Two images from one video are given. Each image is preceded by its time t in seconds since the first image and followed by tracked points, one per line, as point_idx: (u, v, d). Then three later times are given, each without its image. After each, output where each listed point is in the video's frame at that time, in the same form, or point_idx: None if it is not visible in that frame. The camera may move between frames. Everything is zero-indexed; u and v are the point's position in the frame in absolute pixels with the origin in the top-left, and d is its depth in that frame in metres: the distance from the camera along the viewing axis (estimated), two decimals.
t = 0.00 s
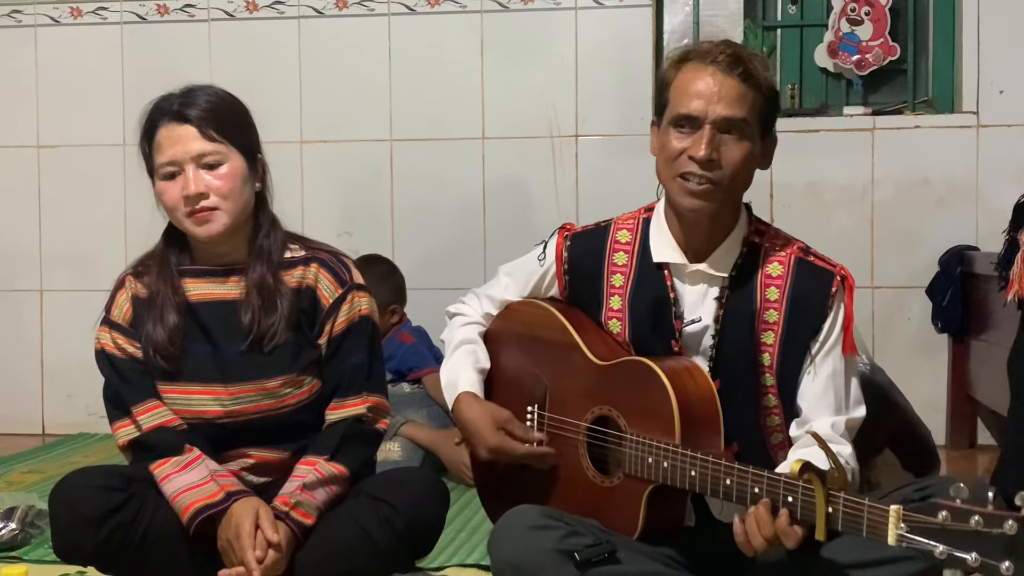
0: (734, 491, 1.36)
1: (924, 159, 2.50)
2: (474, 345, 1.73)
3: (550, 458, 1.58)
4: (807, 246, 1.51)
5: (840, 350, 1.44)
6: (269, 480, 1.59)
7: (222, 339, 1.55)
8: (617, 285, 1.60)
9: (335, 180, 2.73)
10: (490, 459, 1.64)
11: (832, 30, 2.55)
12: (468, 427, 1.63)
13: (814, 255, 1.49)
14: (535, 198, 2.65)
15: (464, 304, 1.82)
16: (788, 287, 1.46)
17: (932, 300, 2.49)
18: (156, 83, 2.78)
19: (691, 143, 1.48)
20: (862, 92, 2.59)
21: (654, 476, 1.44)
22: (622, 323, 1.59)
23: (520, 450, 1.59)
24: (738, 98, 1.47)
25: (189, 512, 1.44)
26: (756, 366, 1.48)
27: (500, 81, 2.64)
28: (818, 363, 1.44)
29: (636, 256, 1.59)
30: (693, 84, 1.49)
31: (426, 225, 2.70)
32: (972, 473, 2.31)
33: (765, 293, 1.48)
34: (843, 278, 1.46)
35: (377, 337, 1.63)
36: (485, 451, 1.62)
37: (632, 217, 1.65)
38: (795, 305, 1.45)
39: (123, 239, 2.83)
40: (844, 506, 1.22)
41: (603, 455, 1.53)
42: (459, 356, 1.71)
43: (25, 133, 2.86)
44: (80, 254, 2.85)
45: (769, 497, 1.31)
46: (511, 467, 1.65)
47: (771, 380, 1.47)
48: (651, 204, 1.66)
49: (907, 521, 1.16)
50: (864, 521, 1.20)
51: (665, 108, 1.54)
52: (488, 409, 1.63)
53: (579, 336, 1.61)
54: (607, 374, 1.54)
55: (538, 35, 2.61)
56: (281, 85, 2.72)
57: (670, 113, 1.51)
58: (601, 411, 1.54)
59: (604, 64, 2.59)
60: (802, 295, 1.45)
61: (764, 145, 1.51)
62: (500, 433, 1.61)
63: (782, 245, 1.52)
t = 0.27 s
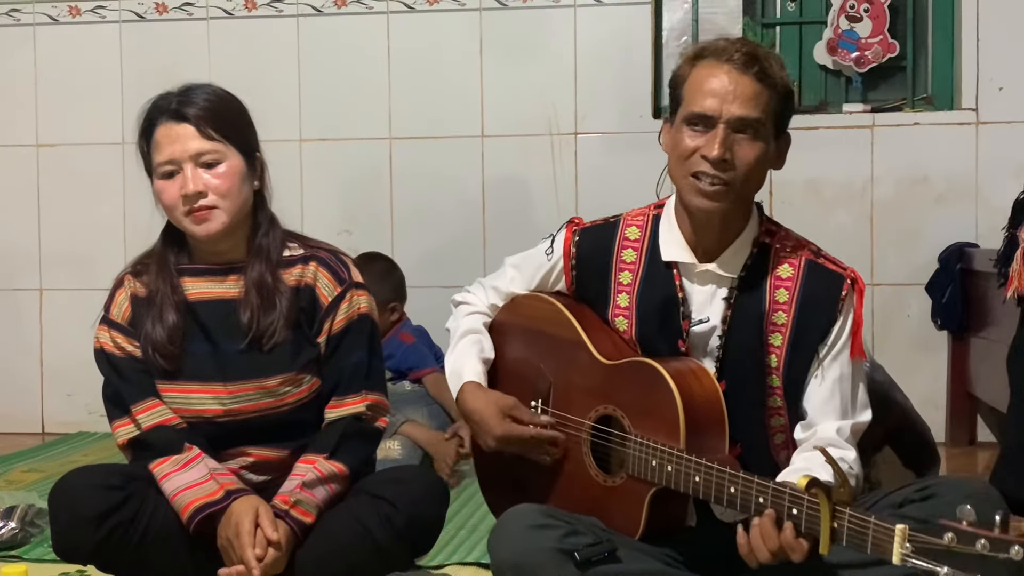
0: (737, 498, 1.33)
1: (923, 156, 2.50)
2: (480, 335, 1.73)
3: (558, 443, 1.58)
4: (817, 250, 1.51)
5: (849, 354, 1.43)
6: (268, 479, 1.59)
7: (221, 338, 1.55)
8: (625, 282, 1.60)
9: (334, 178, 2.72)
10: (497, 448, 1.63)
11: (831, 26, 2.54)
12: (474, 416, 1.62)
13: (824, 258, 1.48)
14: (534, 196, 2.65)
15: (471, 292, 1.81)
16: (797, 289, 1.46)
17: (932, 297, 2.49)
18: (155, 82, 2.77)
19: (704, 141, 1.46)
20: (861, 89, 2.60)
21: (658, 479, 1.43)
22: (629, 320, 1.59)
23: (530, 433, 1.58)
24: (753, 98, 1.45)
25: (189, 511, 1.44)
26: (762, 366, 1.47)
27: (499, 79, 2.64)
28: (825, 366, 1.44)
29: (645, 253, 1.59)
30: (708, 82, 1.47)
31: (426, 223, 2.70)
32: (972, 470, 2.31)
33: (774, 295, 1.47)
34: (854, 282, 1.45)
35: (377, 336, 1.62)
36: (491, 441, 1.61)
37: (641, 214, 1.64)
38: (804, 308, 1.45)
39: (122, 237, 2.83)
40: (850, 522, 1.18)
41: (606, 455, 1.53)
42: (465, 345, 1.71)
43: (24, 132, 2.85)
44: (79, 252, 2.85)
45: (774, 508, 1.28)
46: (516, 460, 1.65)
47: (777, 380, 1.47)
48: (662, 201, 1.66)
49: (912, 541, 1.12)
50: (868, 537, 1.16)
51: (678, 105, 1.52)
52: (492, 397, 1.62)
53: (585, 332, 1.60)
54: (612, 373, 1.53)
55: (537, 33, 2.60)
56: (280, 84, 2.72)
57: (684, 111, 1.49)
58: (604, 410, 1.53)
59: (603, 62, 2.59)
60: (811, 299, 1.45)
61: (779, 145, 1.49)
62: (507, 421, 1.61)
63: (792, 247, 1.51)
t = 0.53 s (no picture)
0: (741, 509, 1.32)
1: (922, 154, 2.50)
2: (482, 330, 1.73)
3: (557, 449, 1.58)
4: (827, 250, 1.50)
5: (855, 359, 1.43)
6: (267, 478, 1.59)
7: (220, 336, 1.55)
8: (632, 281, 1.59)
9: (333, 177, 2.72)
10: (497, 451, 1.63)
11: (831, 24, 2.53)
12: (474, 417, 1.63)
13: (834, 262, 1.47)
14: (533, 194, 2.65)
15: (473, 285, 1.81)
16: (807, 294, 1.45)
17: (931, 295, 2.49)
18: (154, 81, 2.77)
19: (720, 145, 1.43)
20: (860, 86, 2.60)
21: (661, 484, 1.42)
22: (633, 320, 1.58)
23: (527, 445, 1.58)
24: (771, 102, 1.41)
25: (189, 510, 1.44)
26: (768, 369, 1.46)
27: (498, 77, 2.64)
28: (831, 371, 1.43)
29: (653, 252, 1.58)
30: (725, 84, 1.43)
31: (425, 221, 2.70)
32: (971, 467, 2.31)
33: (783, 298, 1.46)
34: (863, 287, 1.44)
35: (376, 335, 1.62)
36: (490, 445, 1.61)
37: (650, 213, 1.64)
38: (813, 313, 1.44)
39: (122, 237, 2.83)
40: (854, 542, 1.16)
41: (608, 456, 1.52)
42: (465, 341, 1.71)
43: (23, 132, 2.85)
44: (78, 251, 2.85)
45: (778, 521, 1.27)
46: (516, 459, 1.65)
47: (782, 383, 1.46)
48: (671, 200, 1.65)
49: (917, 564, 1.08)
50: (873, 557, 1.13)
51: (694, 107, 1.49)
52: (493, 399, 1.63)
53: (590, 333, 1.60)
54: (617, 375, 1.53)
55: (536, 31, 2.60)
56: (279, 83, 2.72)
57: (699, 113, 1.46)
58: (606, 411, 1.53)
59: (602, 60, 2.59)
60: (820, 304, 1.44)
61: (795, 150, 1.46)
62: (506, 425, 1.61)
63: (801, 249, 1.50)
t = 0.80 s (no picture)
0: (743, 520, 1.31)
1: (922, 152, 2.50)
2: (484, 324, 1.72)
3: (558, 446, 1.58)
4: (835, 255, 1.49)
5: (859, 364, 1.42)
6: (267, 477, 1.58)
7: (219, 335, 1.55)
8: (636, 282, 1.59)
9: (333, 176, 2.72)
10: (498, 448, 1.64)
11: (831, 23, 2.53)
12: (477, 413, 1.63)
13: (841, 266, 1.46)
14: (533, 193, 2.65)
15: (475, 277, 1.81)
16: (812, 298, 1.44)
17: (931, 293, 2.49)
18: (154, 80, 2.77)
19: (730, 147, 1.42)
20: (860, 85, 2.59)
21: (663, 489, 1.43)
22: (636, 320, 1.58)
23: (530, 440, 1.58)
24: (782, 105, 1.40)
25: (188, 510, 1.44)
26: (771, 372, 1.46)
27: (498, 76, 2.63)
28: (835, 377, 1.42)
29: (657, 252, 1.58)
30: (735, 86, 1.43)
31: (425, 220, 2.70)
32: (972, 466, 2.31)
33: (789, 301, 1.46)
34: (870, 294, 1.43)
35: (376, 333, 1.62)
36: (491, 441, 1.61)
37: (656, 213, 1.63)
38: (819, 317, 1.43)
39: (122, 236, 2.83)
40: (857, 559, 1.14)
41: (609, 458, 1.53)
42: (466, 336, 1.71)
43: (23, 131, 2.85)
44: (78, 250, 2.85)
45: (780, 534, 1.25)
46: (517, 458, 1.65)
47: (786, 387, 1.45)
48: (676, 199, 1.64)
49: None
50: None
51: (704, 108, 1.48)
52: (495, 396, 1.63)
53: (593, 333, 1.60)
54: (619, 377, 1.52)
55: (536, 30, 2.60)
56: (279, 82, 2.72)
57: (709, 114, 1.45)
58: (608, 413, 1.53)
59: (601, 59, 2.59)
60: (826, 308, 1.43)
61: (805, 152, 1.46)
62: (508, 422, 1.62)
63: (809, 253, 1.49)
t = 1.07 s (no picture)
0: (744, 526, 1.31)
1: (922, 152, 2.50)
2: (486, 323, 1.72)
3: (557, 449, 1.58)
4: (837, 257, 1.49)
5: (861, 367, 1.42)
6: (268, 476, 1.58)
7: (219, 333, 1.55)
8: (638, 282, 1.59)
9: (333, 175, 2.72)
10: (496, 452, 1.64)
11: (831, 22, 2.53)
12: (476, 415, 1.62)
13: (844, 268, 1.46)
14: (533, 192, 2.65)
15: (477, 274, 1.81)
16: (815, 300, 1.44)
17: (931, 293, 2.49)
18: (155, 79, 2.77)
19: (733, 147, 1.42)
20: (860, 85, 2.59)
21: (664, 493, 1.42)
22: (637, 321, 1.57)
23: (528, 450, 1.58)
24: (785, 105, 1.40)
25: (189, 509, 1.44)
26: (773, 373, 1.46)
27: (498, 76, 2.63)
28: (837, 379, 1.42)
29: (660, 254, 1.58)
30: (740, 86, 1.42)
31: (426, 220, 2.70)
32: (972, 466, 2.31)
33: (791, 303, 1.46)
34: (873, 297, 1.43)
35: (376, 331, 1.62)
36: (489, 445, 1.61)
37: (659, 212, 1.63)
38: (822, 319, 1.43)
39: (122, 235, 2.83)
40: (858, 567, 1.13)
41: (610, 458, 1.53)
42: (467, 335, 1.70)
43: (24, 130, 2.85)
44: (78, 249, 2.85)
45: (781, 540, 1.25)
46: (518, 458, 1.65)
47: (788, 388, 1.45)
48: (680, 200, 1.64)
49: None
50: None
51: (707, 108, 1.48)
52: (494, 400, 1.63)
53: (594, 334, 1.60)
54: (620, 377, 1.52)
55: (536, 29, 2.60)
56: (279, 81, 2.72)
57: (713, 114, 1.45)
58: (609, 413, 1.53)
59: (602, 59, 2.59)
60: (829, 310, 1.43)
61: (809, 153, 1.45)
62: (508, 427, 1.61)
63: (811, 254, 1.49)
